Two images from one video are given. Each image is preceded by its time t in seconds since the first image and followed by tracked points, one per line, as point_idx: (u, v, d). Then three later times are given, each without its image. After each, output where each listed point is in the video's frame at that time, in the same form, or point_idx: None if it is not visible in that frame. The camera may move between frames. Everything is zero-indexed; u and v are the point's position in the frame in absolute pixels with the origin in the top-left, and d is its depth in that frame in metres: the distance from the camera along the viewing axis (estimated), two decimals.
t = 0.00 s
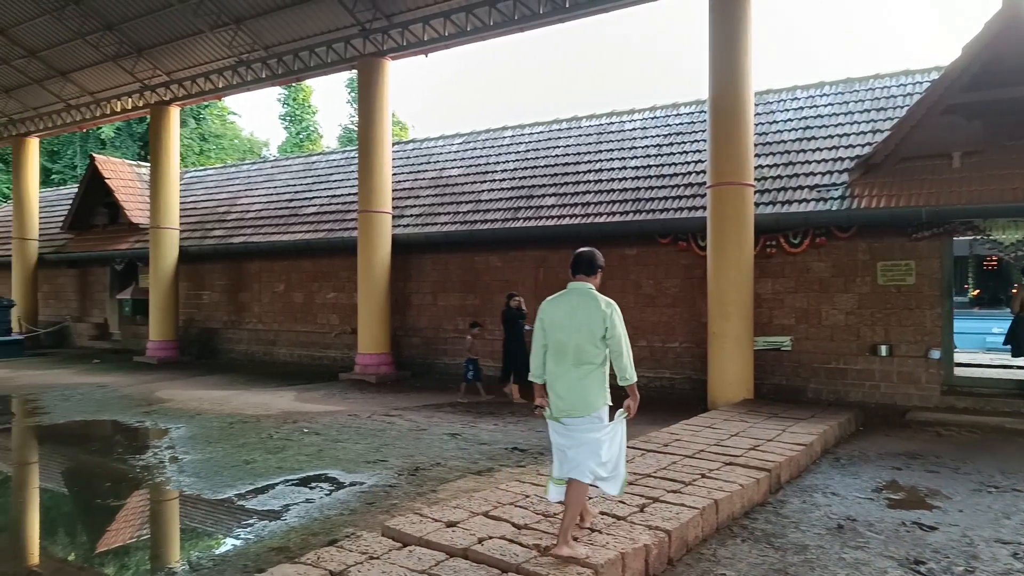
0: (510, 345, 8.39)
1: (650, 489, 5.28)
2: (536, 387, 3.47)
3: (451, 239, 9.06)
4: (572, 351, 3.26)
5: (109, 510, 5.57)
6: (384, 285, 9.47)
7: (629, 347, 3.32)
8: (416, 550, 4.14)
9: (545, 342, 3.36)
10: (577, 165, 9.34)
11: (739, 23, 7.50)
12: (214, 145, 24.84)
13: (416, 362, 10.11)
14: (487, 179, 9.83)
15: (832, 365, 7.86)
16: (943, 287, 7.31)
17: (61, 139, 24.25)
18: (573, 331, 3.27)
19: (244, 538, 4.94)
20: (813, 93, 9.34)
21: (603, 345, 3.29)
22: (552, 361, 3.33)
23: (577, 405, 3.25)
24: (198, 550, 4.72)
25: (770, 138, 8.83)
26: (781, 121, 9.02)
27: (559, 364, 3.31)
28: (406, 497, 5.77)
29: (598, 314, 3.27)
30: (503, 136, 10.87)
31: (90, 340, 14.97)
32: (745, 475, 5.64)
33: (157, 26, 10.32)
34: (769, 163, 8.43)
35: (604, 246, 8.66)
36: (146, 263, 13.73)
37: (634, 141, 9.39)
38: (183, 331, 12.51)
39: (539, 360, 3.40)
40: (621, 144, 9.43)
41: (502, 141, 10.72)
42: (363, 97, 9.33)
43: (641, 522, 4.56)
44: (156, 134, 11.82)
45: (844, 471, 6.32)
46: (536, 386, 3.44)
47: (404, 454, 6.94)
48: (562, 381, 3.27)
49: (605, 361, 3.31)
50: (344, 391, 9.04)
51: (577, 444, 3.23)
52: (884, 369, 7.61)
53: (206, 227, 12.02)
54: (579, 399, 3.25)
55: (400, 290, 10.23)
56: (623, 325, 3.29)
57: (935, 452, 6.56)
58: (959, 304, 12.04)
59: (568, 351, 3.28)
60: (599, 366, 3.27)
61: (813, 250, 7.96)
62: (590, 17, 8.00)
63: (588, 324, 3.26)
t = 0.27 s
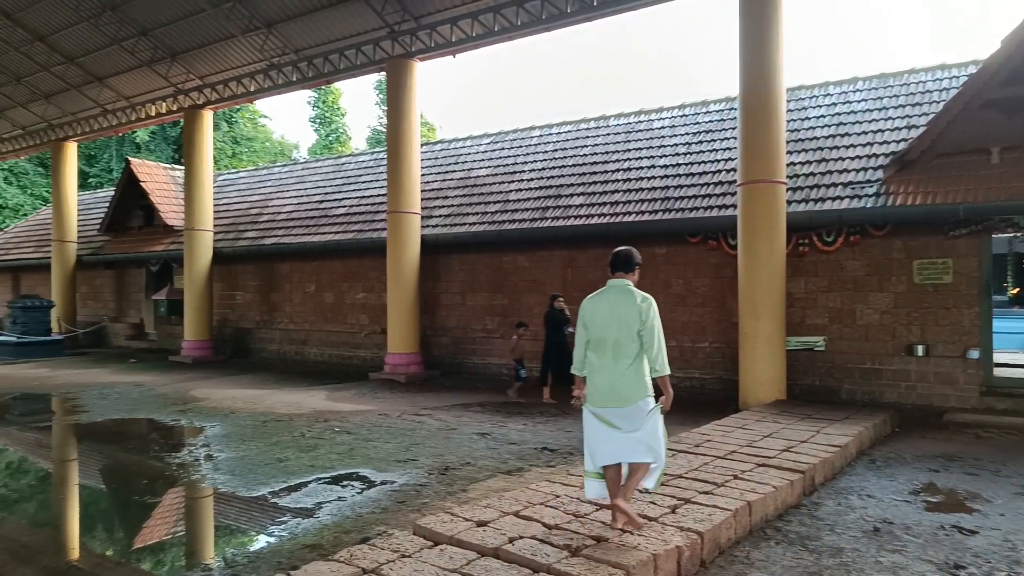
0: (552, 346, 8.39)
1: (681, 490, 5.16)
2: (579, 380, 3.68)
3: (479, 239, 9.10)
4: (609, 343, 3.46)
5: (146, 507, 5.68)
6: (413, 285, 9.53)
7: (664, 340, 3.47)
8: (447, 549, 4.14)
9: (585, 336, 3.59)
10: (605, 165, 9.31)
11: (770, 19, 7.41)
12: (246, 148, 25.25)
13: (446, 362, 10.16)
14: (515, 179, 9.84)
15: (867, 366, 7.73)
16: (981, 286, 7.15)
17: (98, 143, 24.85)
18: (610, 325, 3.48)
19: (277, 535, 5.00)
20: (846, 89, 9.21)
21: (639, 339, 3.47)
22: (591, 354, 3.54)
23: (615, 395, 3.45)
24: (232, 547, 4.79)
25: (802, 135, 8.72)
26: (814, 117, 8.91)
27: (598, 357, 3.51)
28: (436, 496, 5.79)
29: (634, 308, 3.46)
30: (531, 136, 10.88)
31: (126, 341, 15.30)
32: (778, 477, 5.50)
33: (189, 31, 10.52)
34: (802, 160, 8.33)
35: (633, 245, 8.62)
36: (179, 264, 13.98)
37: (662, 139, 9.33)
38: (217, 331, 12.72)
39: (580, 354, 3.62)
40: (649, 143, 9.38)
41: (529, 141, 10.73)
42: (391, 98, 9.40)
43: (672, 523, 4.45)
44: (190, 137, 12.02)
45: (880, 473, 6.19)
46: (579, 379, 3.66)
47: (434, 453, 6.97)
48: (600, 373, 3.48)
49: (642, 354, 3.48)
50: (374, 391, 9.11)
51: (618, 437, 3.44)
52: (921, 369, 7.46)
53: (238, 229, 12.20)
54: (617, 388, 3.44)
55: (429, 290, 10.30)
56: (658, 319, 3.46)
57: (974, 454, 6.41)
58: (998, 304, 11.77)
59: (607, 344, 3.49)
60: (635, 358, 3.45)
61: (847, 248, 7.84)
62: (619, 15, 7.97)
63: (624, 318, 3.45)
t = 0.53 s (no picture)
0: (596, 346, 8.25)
1: (711, 491, 5.10)
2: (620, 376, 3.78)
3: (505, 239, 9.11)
4: (650, 341, 3.55)
5: (178, 503, 5.78)
6: (439, 285, 9.57)
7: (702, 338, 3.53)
8: (475, 548, 4.15)
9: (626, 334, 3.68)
10: (632, 164, 9.27)
11: (800, 15, 7.32)
12: (275, 149, 25.57)
13: (472, 362, 10.20)
14: (541, 178, 9.84)
15: (900, 367, 7.60)
16: (1019, 285, 6.99)
17: (131, 145, 25.34)
18: (649, 323, 3.56)
19: (307, 532, 5.06)
20: (878, 86, 9.06)
21: (677, 337, 3.54)
22: (632, 351, 3.63)
23: (653, 391, 3.53)
24: (262, 543, 4.85)
25: (833, 132, 8.60)
26: (845, 114, 8.78)
27: (639, 354, 3.61)
28: (463, 495, 5.81)
29: (673, 308, 3.53)
30: (557, 135, 10.86)
31: (158, 339, 15.58)
32: (809, 479, 5.42)
33: (220, 35, 10.69)
34: (833, 158, 8.21)
35: (660, 245, 8.56)
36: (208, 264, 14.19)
37: (690, 138, 9.26)
38: (247, 330, 12.90)
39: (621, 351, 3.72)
40: (677, 142, 9.32)
41: (556, 140, 10.71)
42: (418, 99, 9.46)
43: (702, 525, 4.41)
44: (221, 140, 12.20)
45: (913, 476, 6.07)
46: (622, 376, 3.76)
47: (461, 452, 7.00)
48: (640, 369, 3.57)
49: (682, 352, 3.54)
50: (401, 390, 9.17)
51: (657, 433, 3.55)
52: (955, 371, 7.30)
53: (268, 230, 12.34)
54: (656, 385, 3.52)
55: (456, 290, 10.35)
56: (697, 317, 3.52)
57: (1011, 458, 6.26)
58: None
59: (648, 342, 3.58)
60: (674, 355, 3.52)
61: (879, 247, 7.72)
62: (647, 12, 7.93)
63: (663, 316, 3.53)
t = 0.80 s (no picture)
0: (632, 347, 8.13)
1: (735, 493, 5.05)
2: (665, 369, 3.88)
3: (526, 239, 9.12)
4: (696, 338, 3.65)
5: (204, 500, 5.86)
6: (461, 285, 9.60)
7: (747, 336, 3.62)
8: (497, 547, 4.16)
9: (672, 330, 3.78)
10: (654, 163, 9.22)
11: (827, 12, 7.23)
12: (299, 150, 25.84)
13: (494, 361, 10.22)
14: (563, 178, 9.83)
15: (928, 368, 7.48)
16: None
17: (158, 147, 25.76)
18: (695, 321, 3.66)
19: (330, 530, 5.10)
20: (905, 82, 8.93)
21: (723, 335, 3.63)
22: (678, 347, 3.74)
23: (699, 386, 3.64)
24: (286, 540, 4.90)
25: (859, 130, 8.50)
26: (872, 112, 8.67)
27: (684, 350, 3.71)
28: (485, 494, 5.82)
29: (719, 306, 3.62)
30: (578, 135, 10.85)
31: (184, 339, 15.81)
32: (835, 481, 5.35)
33: (246, 38, 10.84)
34: (859, 156, 8.11)
35: (682, 244, 8.50)
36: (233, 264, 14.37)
37: (713, 136, 9.20)
38: (270, 330, 13.04)
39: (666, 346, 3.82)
40: (700, 140, 9.25)
41: (577, 140, 10.70)
42: (440, 100, 9.49)
43: (726, 527, 4.37)
44: (246, 141, 12.34)
45: (942, 479, 5.97)
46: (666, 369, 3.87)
47: (482, 452, 7.01)
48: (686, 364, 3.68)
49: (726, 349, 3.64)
50: (423, 389, 9.21)
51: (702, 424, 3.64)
52: (985, 372, 7.17)
53: (292, 230, 12.47)
54: (702, 381, 3.63)
55: (477, 290, 10.38)
56: (743, 316, 3.61)
57: None
58: None
59: (694, 339, 3.68)
60: (719, 352, 3.62)
61: (907, 246, 7.61)
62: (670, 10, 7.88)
63: (709, 315, 3.63)
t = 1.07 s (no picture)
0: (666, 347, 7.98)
1: (756, 494, 5.01)
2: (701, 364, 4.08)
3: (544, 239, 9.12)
4: (736, 333, 3.86)
5: (226, 497, 5.93)
6: (479, 285, 9.62)
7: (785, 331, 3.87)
8: (516, 546, 4.16)
9: (710, 326, 3.99)
10: (673, 162, 9.18)
11: (849, 9, 7.16)
12: (319, 151, 26.03)
13: (512, 361, 10.22)
14: (581, 178, 9.82)
15: (952, 368, 7.37)
16: None
17: (179, 149, 26.08)
18: (735, 316, 3.88)
19: (350, 528, 5.13)
20: (929, 79, 8.81)
21: (762, 330, 3.87)
22: (716, 341, 3.95)
23: (739, 378, 3.85)
24: (305, 538, 4.93)
25: (882, 128, 8.40)
26: (895, 109, 8.57)
27: (723, 343, 3.93)
28: (504, 494, 5.83)
29: (759, 302, 3.86)
30: (597, 134, 10.83)
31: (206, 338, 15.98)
32: (858, 483, 5.29)
33: (266, 40, 10.94)
34: (882, 154, 8.02)
35: (701, 244, 8.46)
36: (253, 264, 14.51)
37: (733, 135, 9.14)
38: (290, 329, 13.15)
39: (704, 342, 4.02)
40: (719, 139, 9.20)
41: (596, 139, 10.68)
42: (459, 100, 9.51)
43: (747, 528, 4.34)
44: (268, 141, 12.45)
45: (967, 481, 5.88)
46: (702, 362, 4.07)
47: (501, 451, 7.02)
48: (726, 358, 3.88)
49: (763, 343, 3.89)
50: (441, 389, 9.24)
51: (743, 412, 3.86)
52: (1011, 373, 7.05)
53: (311, 230, 12.57)
54: (741, 372, 3.84)
55: (496, 289, 10.39)
56: (781, 312, 3.86)
57: None
58: None
59: (733, 334, 3.89)
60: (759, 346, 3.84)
61: (931, 246, 7.51)
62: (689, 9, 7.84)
63: (749, 310, 3.85)
